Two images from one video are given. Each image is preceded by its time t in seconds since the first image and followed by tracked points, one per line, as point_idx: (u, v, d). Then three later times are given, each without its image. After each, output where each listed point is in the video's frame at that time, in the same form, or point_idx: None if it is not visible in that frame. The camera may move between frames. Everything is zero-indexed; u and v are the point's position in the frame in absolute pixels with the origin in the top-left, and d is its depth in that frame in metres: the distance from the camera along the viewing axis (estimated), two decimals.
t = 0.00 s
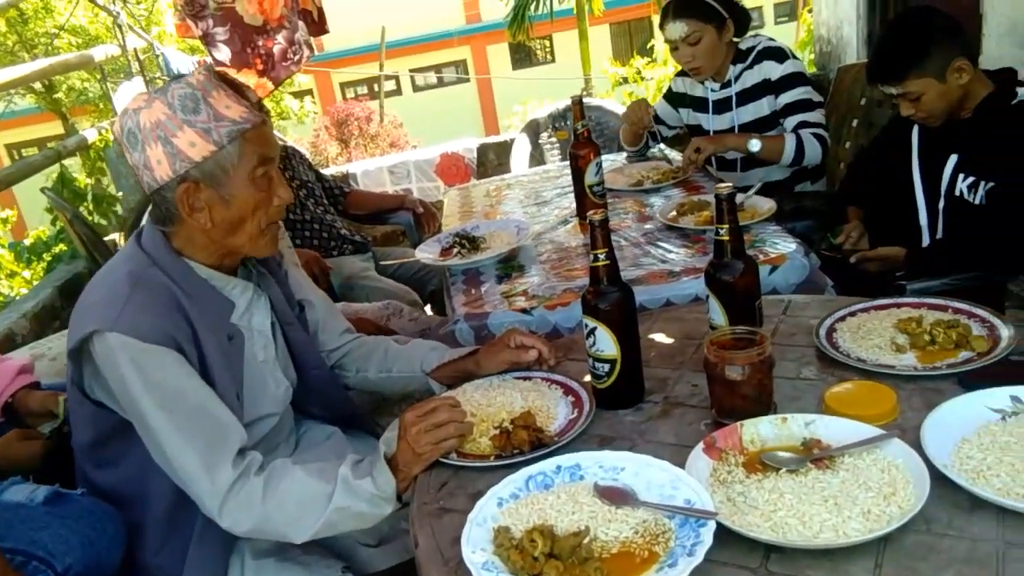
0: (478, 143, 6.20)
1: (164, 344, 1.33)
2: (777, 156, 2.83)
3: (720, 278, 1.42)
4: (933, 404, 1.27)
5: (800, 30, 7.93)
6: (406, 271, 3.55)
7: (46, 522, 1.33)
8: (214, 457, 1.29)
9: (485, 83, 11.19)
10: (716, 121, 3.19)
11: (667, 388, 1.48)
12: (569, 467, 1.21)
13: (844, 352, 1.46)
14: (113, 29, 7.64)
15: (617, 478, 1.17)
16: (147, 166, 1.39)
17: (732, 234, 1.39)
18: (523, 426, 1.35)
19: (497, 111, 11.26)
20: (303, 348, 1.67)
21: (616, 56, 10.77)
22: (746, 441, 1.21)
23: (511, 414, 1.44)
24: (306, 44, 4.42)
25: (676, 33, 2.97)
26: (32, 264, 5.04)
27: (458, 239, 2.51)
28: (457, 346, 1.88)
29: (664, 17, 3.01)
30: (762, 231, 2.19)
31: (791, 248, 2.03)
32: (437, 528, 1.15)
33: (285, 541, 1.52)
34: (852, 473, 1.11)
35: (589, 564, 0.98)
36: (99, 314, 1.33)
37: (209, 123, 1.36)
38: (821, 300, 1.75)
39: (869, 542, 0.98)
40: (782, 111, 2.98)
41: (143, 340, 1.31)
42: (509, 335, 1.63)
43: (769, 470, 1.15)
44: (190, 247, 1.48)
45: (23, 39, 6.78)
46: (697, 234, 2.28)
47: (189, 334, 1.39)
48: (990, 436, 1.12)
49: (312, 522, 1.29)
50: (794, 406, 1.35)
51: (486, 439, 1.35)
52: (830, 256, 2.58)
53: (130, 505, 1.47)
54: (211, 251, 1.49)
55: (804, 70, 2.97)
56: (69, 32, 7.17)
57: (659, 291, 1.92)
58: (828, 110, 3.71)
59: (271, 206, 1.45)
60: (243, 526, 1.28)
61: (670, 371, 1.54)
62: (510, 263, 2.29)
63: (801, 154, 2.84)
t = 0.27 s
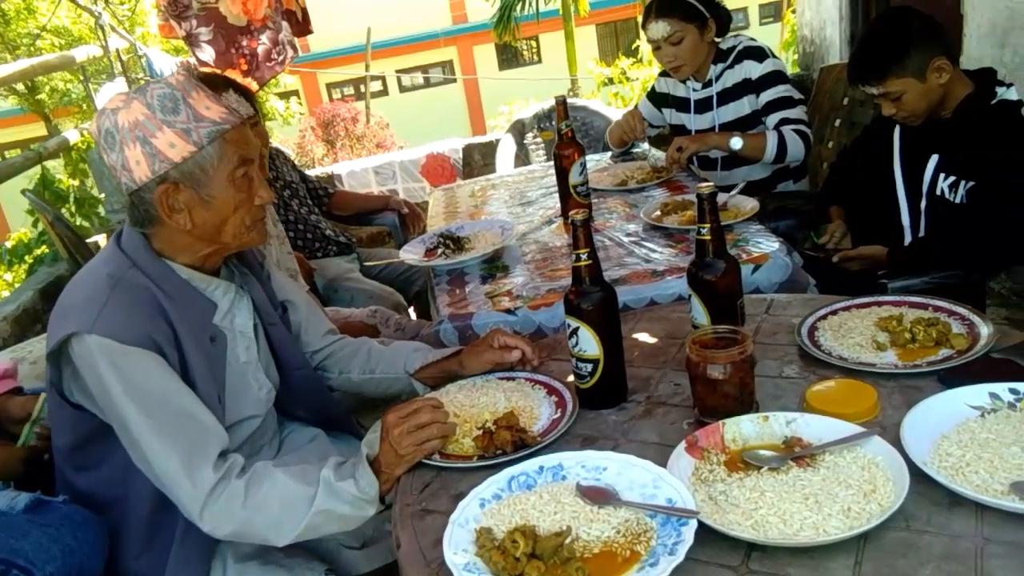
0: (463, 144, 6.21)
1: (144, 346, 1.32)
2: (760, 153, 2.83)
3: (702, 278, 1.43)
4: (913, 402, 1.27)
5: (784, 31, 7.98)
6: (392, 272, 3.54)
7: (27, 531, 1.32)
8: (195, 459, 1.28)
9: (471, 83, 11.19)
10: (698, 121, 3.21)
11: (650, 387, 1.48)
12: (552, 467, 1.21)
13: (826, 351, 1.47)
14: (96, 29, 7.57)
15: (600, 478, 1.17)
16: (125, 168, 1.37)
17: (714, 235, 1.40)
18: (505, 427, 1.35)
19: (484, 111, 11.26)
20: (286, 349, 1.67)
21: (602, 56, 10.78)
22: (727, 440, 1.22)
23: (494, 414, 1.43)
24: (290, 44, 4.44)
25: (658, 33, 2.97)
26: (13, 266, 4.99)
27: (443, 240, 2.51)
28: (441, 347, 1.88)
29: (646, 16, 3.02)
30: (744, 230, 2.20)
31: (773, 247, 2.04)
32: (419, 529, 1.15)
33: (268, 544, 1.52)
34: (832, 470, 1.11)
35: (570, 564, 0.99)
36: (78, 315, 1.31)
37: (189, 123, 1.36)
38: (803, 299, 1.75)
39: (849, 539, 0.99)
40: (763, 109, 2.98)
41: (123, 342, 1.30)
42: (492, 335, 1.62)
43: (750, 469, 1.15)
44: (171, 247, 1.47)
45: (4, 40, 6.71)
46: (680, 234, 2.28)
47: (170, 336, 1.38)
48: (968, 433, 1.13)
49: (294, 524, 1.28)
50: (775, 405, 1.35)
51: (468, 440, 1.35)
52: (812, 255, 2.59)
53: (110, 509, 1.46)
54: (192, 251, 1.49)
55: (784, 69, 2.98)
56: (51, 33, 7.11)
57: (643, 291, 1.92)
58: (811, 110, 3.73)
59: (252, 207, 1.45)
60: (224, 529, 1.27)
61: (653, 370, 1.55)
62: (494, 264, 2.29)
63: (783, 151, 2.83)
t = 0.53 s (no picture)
0: (447, 143, 6.19)
1: (121, 348, 1.31)
2: (742, 149, 2.85)
3: (683, 275, 1.43)
4: (892, 398, 1.28)
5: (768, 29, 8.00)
6: (376, 272, 3.53)
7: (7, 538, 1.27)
8: (173, 461, 1.27)
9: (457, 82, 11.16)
10: (678, 118, 3.21)
11: (631, 385, 1.48)
12: (533, 467, 1.20)
13: (806, 347, 1.47)
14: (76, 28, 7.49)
15: (581, 476, 1.17)
16: (100, 168, 1.36)
17: (694, 231, 1.40)
18: (487, 426, 1.35)
19: (469, 110, 11.24)
20: (265, 350, 1.66)
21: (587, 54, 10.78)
22: (708, 437, 1.22)
23: (476, 414, 1.43)
24: (270, 42, 4.44)
25: (638, 31, 2.97)
26: None
27: (425, 239, 2.50)
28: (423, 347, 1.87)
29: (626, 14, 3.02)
30: (726, 228, 2.21)
31: (755, 244, 2.04)
32: (400, 530, 1.14)
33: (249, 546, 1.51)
34: (812, 466, 1.12)
35: (551, 563, 0.98)
36: (53, 317, 1.30)
37: (164, 122, 1.35)
38: (784, 296, 1.76)
39: (828, 534, 0.99)
40: (744, 104, 3.00)
41: (99, 343, 1.29)
42: (474, 335, 1.62)
43: (731, 466, 1.15)
44: (148, 248, 1.45)
45: None
46: (663, 231, 2.29)
47: (147, 337, 1.37)
48: (946, 428, 1.13)
49: (274, 526, 1.28)
50: (756, 401, 1.36)
51: (450, 440, 1.34)
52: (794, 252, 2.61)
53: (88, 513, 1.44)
54: (169, 253, 1.47)
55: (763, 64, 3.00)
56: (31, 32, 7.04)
57: (626, 289, 1.92)
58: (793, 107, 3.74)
59: (230, 205, 1.43)
60: (203, 531, 1.26)
61: (635, 368, 1.55)
62: (477, 263, 2.29)
63: (765, 144, 2.85)
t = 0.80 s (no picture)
0: (428, 143, 6.18)
1: (92, 350, 1.29)
2: (719, 143, 2.84)
3: (658, 275, 1.43)
4: (865, 395, 1.29)
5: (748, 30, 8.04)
6: (355, 273, 3.51)
7: None
8: (145, 465, 1.26)
9: (438, 83, 11.14)
10: (655, 117, 3.22)
11: (607, 385, 1.48)
12: (508, 467, 1.20)
13: (781, 345, 1.48)
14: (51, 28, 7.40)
15: (556, 476, 1.16)
16: (65, 168, 1.35)
17: (668, 231, 1.40)
18: (462, 427, 1.34)
19: (450, 110, 11.22)
20: (240, 352, 1.65)
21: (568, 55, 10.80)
22: (683, 436, 1.22)
23: (452, 415, 1.43)
24: (250, 42, 4.38)
25: (614, 31, 2.99)
26: None
27: (403, 239, 2.49)
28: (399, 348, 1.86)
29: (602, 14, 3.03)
30: (703, 227, 2.22)
31: (731, 243, 2.05)
32: (374, 533, 1.13)
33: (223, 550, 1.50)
34: (785, 464, 1.12)
35: (525, 563, 0.98)
36: (21, 320, 1.28)
37: (129, 124, 1.33)
38: (760, 294, 1.77)
39: (800, 532, 0.99)
40: (721, 100, 3.00)
41: (69, 346, 1.27)
42: (450, 335, 1.61)
43: (705, 464, 1.16)
44: (117, 249, 1.44)
45: None
46: (640, 231, 2.29)
47: (119, 340, 1.35)
48: (918, 425, 1.14)
49: (248, 529, 1.27)
50: (731, 400, 1.36)
51: (425, 441, 1.34)
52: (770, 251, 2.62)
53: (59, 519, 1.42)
54: (138, 255, 1.46)
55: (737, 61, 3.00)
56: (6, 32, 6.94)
57: (603, 289, 1.92)
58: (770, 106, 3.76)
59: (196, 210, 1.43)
60: (176, 535, 1.25)
61: (612, 368, 1.55)
62: (455, 263, 2.28)
63: (742, 139, 2.84)
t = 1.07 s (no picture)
0: (408, 145, 6.17)
1: (62, 356, 1.28)
2: (699, 140, 2.85)
3: (634, 276, 1.43)
4: (838, 394, 1.30)
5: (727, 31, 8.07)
6: (334, 276, 3.49)
7: None
8: (116, 471, 1.24)
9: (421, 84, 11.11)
10: (633, 118, 3.23)
11: (584, 386, 1.48)
12: (483, 470, 1.20)
13: (756, 345, 1.49)
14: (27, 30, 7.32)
15: (531, 479, 1.16)
16: (28, 171, 1.38)
17: (644, 233, 1.40)
18: (438, 430, 1.34)
19: (432, 111, 11.20)
20: (215, 358, 1.64)
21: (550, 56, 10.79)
22: (659, 437, 1.22)
23: (428, 418, 1.42)
24: (228, 44, 4.32)
25: (591, 33, 2.99)
26: None
27: (382, 242, 2.47)
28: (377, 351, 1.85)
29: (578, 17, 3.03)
30: (680, 228, 2.23)
31: (708, 244, 2.06)
32: (349, 538, 1.13)
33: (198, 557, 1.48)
34: (758, 464, 1.13)
35: (498, 567, 0.98)
36: None
37: (75, 136, 1.32)
38: (736, 294, 1.78)
39: (772, 531, 1.00)
40: (699, 98, 3.01)
41: (38, 352, 1.26)
42: (426, 338, 1.59)
43: (679, 465, 1.16)
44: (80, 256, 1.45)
45: None
46: (618, 232, 2.30)
47: (89, 347, 1.34)
48: (890, 423, 1.15)
49: (221, 535, 1.26)
50: (706, 400, 1.37)
51: (401, 445, 1.34)
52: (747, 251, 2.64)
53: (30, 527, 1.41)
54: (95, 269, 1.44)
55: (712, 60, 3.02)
56: None
57: (581, 290, 1.92)
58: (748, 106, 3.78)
59: (141, 232, 1.38)
60: (148, 542, 1.24)
61: (588, 369, 1.55)
62: (433, 266, 2.27)
63: (723, 134, 2.85)
